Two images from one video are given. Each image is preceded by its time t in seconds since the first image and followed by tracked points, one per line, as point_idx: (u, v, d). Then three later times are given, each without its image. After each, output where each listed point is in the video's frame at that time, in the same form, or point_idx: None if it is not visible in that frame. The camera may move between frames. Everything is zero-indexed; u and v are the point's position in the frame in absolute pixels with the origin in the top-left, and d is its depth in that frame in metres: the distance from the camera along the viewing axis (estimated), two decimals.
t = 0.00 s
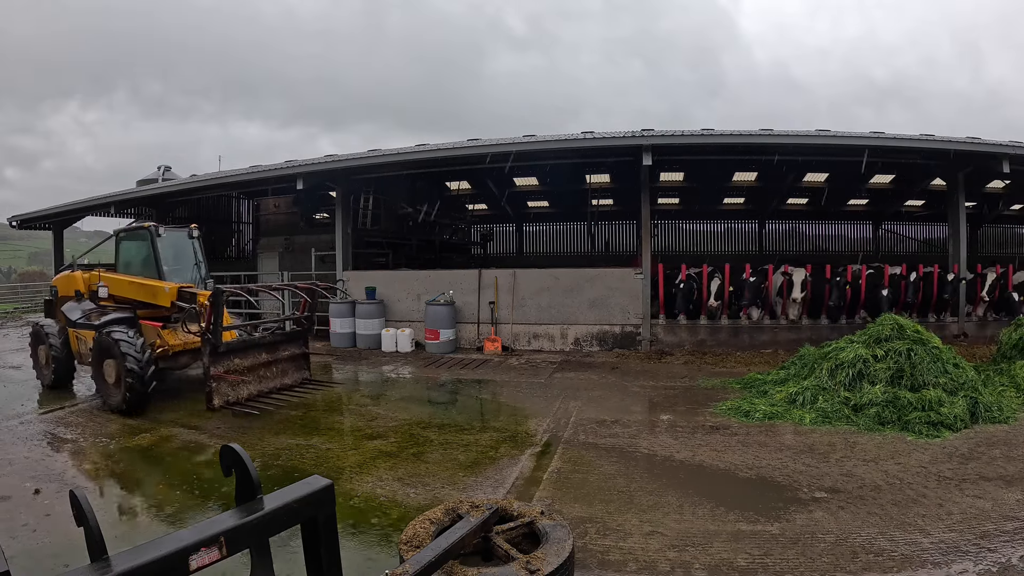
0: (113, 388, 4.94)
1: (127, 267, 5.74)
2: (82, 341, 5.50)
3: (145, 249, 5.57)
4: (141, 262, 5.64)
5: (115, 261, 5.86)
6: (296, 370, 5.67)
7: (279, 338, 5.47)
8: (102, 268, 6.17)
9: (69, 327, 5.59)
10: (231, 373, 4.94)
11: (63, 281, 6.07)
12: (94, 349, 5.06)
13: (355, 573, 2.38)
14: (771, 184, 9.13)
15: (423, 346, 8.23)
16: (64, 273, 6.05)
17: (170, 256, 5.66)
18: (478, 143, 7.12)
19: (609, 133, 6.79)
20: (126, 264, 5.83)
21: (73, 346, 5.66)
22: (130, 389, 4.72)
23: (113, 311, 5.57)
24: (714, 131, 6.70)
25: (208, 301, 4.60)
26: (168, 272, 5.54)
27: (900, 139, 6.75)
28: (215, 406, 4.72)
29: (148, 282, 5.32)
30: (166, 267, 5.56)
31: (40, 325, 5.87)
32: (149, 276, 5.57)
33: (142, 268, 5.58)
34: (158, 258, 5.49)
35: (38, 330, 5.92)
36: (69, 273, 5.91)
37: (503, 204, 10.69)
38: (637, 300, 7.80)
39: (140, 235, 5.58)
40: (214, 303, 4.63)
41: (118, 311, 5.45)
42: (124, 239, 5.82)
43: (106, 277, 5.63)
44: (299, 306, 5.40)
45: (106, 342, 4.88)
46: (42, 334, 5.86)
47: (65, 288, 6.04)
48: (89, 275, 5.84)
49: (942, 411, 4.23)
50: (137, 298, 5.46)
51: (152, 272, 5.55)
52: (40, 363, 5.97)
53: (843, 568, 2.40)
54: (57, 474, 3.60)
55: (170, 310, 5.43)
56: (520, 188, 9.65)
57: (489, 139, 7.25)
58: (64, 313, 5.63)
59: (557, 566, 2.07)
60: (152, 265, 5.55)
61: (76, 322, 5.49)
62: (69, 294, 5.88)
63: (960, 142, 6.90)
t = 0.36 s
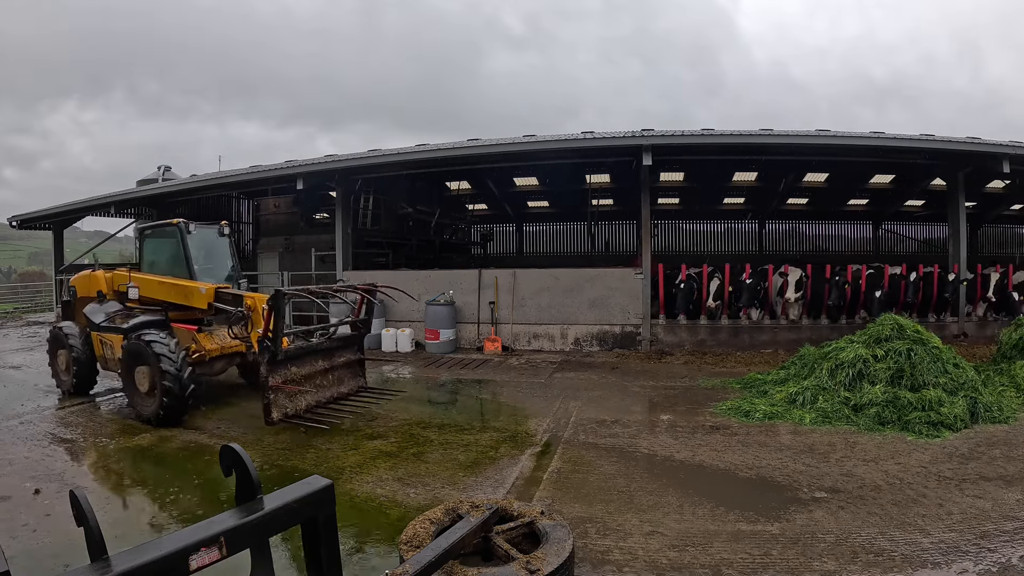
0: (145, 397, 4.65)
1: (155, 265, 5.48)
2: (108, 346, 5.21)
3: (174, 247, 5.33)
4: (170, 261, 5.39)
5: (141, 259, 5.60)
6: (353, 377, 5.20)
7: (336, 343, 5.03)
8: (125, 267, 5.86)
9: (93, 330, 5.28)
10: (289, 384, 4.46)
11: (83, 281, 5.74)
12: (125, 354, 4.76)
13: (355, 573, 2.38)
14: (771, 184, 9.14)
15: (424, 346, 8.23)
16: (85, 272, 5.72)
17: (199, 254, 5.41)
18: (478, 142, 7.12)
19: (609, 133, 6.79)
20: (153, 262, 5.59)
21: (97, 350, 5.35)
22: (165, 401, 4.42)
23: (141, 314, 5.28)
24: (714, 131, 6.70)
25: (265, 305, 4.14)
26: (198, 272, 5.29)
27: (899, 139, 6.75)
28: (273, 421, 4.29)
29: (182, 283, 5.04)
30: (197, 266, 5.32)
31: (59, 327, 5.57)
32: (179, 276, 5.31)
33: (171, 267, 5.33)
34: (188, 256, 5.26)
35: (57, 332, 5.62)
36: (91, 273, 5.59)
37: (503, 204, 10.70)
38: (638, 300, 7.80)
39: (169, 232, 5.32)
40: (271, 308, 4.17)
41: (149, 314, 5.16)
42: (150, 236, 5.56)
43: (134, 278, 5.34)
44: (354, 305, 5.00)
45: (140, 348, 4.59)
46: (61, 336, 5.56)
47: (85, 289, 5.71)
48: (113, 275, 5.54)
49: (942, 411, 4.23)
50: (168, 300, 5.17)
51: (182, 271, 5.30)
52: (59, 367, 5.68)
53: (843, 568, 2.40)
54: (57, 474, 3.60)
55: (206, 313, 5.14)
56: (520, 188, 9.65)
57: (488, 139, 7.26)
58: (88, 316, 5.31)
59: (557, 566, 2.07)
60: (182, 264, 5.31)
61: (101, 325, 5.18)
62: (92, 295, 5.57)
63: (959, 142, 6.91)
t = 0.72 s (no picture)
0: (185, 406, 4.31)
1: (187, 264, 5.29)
2: (136, 351, 4.90)
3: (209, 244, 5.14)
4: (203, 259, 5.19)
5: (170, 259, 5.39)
6: (416, 384, 5.02)
7: (402, 349, 4.79)
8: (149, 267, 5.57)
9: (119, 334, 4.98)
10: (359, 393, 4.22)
11: (105, 281, 5.43)
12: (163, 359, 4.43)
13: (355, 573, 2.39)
14: (771, 184, 9.15)
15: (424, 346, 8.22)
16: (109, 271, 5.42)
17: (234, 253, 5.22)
18: (478, 143, 7.12)
19: (609, 133, 6.80)
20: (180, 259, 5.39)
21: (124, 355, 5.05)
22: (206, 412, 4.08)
23: (172, 315, 5.03)
24: (713, 131, 6.71)
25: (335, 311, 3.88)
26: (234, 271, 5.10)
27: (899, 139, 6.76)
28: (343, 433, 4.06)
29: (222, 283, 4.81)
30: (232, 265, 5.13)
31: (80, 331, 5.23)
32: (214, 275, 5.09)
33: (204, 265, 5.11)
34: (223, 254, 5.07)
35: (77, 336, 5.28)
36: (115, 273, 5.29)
37: (503, 204, 10.71)
38: (638, 300, 7.80)
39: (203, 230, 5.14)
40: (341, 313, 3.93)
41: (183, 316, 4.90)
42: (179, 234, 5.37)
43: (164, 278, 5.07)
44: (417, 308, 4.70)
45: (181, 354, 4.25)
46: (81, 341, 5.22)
47: (107, 290, 5.41)
48: (140, 274, 5.24)
49: (942, 411, 4.23)
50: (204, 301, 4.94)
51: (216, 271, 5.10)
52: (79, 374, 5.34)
53: (842, 568, 2.41)
54: (57, 474, 3.60)
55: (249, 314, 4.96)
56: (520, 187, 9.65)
57: (488, 139, 7.26)
58: (114, 318, 5.01)
59: (557, 566, 2.07)
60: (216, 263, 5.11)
61: (130, 328, 4.89)
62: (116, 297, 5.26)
63: (958, 143, 6.92)
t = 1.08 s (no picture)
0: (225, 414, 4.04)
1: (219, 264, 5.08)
2: (168, 356, 4.63)
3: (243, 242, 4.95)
4: (237, 259, 4.98)
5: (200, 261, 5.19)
6: (483, 391, 4.63)
7: (473, 353, 4.50)
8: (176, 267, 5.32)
9: (150, 337, 4.72)
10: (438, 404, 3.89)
11: (131, 281, 5.16)
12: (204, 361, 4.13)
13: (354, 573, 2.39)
14: (771, 184, 9.16)
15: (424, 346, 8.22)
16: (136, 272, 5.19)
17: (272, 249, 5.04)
18: (477, 143, 7.13)
19: (608, 133, 6.80)
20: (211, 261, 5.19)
21: (154, 361, 4.77)
22: (252, 428, 3.81)
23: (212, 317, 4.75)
24: (712, 132, 6.71)
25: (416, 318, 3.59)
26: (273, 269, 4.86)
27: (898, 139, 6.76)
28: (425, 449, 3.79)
29: (265, 283, 4.53)
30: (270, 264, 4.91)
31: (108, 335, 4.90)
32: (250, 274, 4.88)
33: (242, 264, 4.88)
34: (259, 251, 4.85)
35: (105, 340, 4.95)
36: (143, 272, 5.02)
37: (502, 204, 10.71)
38: (637, 301, 7.80)
39: (237, 226, 4.95)
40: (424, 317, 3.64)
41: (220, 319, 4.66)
42: (209, 233, 5.19)
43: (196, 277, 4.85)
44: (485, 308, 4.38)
45: (228, 361, 3.94)
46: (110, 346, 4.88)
47: (133, 290, 5.14)
48: (170, 276, 5.03)
49: (941, 411, 4.24)
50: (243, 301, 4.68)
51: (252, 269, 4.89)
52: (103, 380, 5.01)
53: (841, 568, 2.41)
54: (56, 474, 3.60)
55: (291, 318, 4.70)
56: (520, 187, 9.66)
57: (488, 139, 7.26)
58: (144, 320, 4.75)
59: (556, 566, 2.08)
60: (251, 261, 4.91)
61: (162, 331, 4.63)
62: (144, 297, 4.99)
63: (956, 143, 6.93)
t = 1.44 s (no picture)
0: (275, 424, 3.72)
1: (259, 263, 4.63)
2: (209, 362, 4.28)
3: (285, 239, 4.47)
4: (278, 257, 4.52)
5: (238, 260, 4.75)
6: (559, 397, 4.30)
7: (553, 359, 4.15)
8: (209, 266, 4.93)
9: (188, 341, 4.35)
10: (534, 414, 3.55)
11: (161, 280, 4.77)
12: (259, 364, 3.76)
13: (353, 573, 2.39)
14: (770, 184, 9.16)
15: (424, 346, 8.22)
16: (165, 267, 4.82)
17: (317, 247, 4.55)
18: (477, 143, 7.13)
19: (608, 133, 6.80)
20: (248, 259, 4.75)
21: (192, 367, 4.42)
22: (309, 447, 3.53)
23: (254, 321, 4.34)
24: (712, 132, 6.72)
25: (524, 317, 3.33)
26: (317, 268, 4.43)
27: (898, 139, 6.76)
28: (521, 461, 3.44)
29: (317, 284, 4.13)
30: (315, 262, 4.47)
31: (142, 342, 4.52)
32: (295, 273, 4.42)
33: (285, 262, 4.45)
34: (303, 249, 4.42)
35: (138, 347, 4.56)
36: (176, 271, 4.64)
37: (503, 204, 10.71)
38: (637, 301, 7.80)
39: (279, 221, 4.49)
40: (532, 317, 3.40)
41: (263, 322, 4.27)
42: (245, 229, 4.75)
43: (236, 278, 4.44)
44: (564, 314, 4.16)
45: (288, 371, 3.58)
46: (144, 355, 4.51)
47: (163, 290, 4.75)
48: (205, 274, 4.65)
49: (941, 411, 4.24)
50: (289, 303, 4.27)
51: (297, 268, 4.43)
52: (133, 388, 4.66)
53: (841, 568, 2.41)
54: (56, 474, 3.60)
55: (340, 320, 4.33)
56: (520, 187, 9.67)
57: (488, 139, 7.26)
58: (180, 323, 4.37)
59: (556, 566, 2.08)
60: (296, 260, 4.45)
61: (203, 334, 4.27)
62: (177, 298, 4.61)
63: (955, 143, 6.93)
